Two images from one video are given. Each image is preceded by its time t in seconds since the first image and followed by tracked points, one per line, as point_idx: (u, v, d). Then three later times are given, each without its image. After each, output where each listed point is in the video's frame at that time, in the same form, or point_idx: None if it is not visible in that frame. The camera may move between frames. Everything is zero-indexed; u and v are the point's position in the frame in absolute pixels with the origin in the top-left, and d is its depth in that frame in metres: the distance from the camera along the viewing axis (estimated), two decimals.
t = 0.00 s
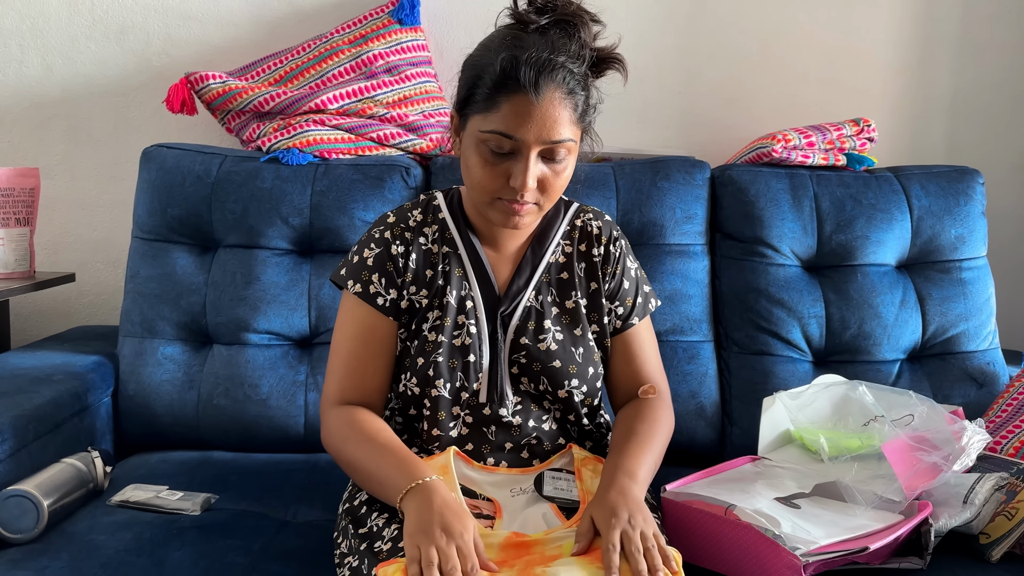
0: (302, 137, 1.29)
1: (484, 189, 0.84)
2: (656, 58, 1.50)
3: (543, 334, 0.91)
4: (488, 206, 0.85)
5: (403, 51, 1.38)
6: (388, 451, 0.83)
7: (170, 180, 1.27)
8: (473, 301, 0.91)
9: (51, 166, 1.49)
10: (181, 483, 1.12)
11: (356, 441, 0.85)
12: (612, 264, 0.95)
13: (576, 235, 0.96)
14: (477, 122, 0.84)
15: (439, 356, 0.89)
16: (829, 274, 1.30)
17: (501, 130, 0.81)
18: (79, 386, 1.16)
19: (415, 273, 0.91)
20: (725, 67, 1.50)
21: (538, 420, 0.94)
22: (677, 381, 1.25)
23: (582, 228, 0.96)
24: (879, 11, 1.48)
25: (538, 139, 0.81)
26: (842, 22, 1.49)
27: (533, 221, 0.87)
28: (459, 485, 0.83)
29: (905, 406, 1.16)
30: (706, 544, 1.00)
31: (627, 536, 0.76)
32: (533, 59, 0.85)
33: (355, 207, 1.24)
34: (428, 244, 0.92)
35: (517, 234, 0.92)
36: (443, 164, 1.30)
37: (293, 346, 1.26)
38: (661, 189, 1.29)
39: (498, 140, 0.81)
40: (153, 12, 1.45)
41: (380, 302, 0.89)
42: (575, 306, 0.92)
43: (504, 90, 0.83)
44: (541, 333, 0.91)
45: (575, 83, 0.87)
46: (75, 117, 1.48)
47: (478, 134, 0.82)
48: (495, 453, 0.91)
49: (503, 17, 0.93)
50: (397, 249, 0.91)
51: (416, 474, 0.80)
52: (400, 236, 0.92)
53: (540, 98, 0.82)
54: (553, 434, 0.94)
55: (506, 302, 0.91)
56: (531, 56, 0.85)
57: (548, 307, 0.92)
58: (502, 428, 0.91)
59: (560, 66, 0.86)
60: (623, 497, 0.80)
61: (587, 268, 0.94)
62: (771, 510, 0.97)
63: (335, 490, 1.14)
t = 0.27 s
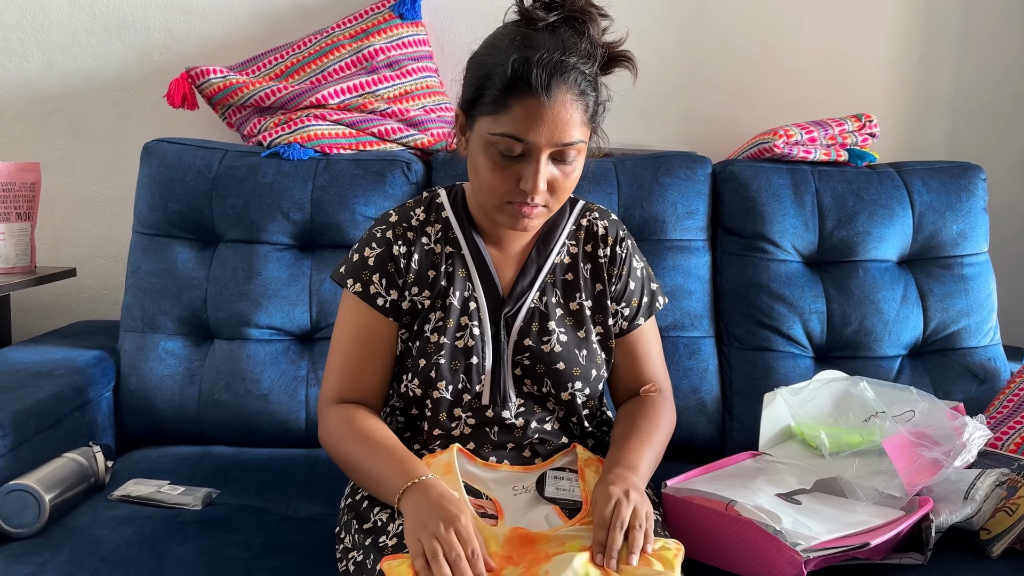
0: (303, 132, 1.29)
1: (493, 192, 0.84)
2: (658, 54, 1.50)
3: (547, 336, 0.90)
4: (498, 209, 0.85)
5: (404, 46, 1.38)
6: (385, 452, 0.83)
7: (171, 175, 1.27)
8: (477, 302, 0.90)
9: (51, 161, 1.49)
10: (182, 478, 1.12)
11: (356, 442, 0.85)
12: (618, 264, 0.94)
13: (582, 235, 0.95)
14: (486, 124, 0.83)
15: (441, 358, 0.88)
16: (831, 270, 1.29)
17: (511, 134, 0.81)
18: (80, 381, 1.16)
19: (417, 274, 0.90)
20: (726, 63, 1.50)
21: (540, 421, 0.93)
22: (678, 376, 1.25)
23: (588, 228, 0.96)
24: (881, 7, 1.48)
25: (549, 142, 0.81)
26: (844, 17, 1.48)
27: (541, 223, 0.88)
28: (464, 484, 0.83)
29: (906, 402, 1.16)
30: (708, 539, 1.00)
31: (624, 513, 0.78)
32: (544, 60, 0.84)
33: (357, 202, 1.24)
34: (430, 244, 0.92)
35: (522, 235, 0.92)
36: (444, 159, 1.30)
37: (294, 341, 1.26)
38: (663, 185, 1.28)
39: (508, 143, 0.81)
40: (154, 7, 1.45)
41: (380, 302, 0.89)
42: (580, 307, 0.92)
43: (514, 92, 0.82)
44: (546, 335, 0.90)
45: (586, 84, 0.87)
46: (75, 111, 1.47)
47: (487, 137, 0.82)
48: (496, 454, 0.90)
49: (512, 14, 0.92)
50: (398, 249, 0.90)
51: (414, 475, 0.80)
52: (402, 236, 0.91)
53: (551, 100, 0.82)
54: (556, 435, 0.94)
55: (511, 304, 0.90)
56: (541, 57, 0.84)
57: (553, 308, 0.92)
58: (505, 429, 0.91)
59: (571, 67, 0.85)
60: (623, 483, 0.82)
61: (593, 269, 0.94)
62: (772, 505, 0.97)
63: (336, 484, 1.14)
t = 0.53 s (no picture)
0: (305, 122, 1.29)
1: (496, 178, 0.84)
2: (661, 43, 1.49)
3: (548, 323, 0.90)
4: (500, 195, 0.85)
5: (406, 35, 1.37)
6: (391, 442, 0.83)
7: (172, 165, 1.26)
8: (478, 288, 0.90)
9: (53, 151, 1.49)
10: (185, 466, 1.13)
11: (364, 430, 0.85)
12: (618, 252, 0.94)
13: (584, 222, 0.95)
14: (489, 110, 0.83)
15: (443, 344, 0.88)
16: (833, 260, 1.29)
17: (514, 119, 0.80)
18: (83, 370, 1.16)
19: (418, 260, 0.90)
20: (729, 52, 1.49)
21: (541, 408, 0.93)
22: (679, 366, 1.26)
23: (589, 215, 0.96)
24: None
25: (552, 127, 0.81)
26: (848, 7, 1.48)
27: (543, 210, 0.88)
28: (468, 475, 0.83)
29: (908, 392, 1.16)
30: (707, 528, 1.00)
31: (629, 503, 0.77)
32: (548, 45, 0.84)
33: (358, 192, 1.24)
34: (432, 231, 0.92)
35: (524, 221, 0.92)
36: (446, 149, 1.30)
37: (296, 331, 1.26)
38: (665, 175, 1.28)
39: (511, 129, 0.81)
40: None
41: (385, 289, 0.89)
42: (581, 294, 0.92)
43: (517, 77, 0.82)
44: (547, 322, 0.90)
45: (589, 70, 0.86)
46: (76, 101, 1.47)
47: (490, 122, 0.82)
48: (497, 440, 0.90)
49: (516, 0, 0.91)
50: (401, 235, 0.91)
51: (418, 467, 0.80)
52: (404, 222, 0.92)
53: (555, 86, 0.81)
54: (557, 422, 0.94)
55: (512, 291, 0.90)
56: (545, 42, 0.84)
57: (553, 294, 0.92)
58: (506, 416, 0.91)
59: (574, 53, 0.85)
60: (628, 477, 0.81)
61: (594, 256, 0.94)
62: (773, 494, 0.98)
63: (339, 473, 1.14)
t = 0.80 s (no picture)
0: (306, 105, 1.29)
1: (497, 160, 0.84)
2: (664, 27, 1.48)
3: (549, 303, 0.90)
4: (500, 177, 0.85)
5: (407, 18, 1.36)
6: (378, 421, 0.84)
7: (174, 148, 1.26)
8: (479, 269, 0.90)
9: (54, 135, 1.49)
10: (188, 448, 1.13)
11: (352, 407, 0.85)
12: (619, 234, 0.94)
13: (584, 205, 0.95)
14: (490, 94, 0.83)
15: (443, 323, 0.89)
16: (834, 245, 1.29)
17: (515, 104, 0.80)
18: (86, 353, 1.17)
19: (418, 241, 0.90)
20: (732, 36, 1.49)
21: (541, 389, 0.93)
22: (681, 350, 1.26)
23: (590, 197, 0.96)
24: None
25: (552, 112, 0.80)
26: None
27: (543, 191, 0.88)
28: (469, 453, 0.83)
29: (908, 375, 1.17)
30: (705, 509, 1.00)
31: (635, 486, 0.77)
32: (549, 29, 0.83)
33: (360, 175, 1.24)
34: (433, 212, 0.92)
35: (525, 203, 0.92)
36: (448, 133, 1.30)
37: (299, 314, 1.27)
38: (667, 159, 1.28)
39: (512, 113, 0.81)
40: None
41: (383, 269, 0.89)
42: (582, 275, 0.92)
43: (519, 62, 0.81)
44: (547, 302, 0.91)
45: (591, 55, 0.85)
46: (78, 85, 1.47)
47: (491, 106, 0.82)
48: (498, 420, 0.91)
49: None
50: (401, 216, 0.91)
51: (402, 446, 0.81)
52: (405, 204, 0.92)
53: (556, 71, 0.81)
54: (558, 403, 0.94)
55: (512, 272, 0.90)
56: (547, 26, 0.83)
57: (554, 276, 0.92)
58: (507, 396, 0.91)
59: (576, 38, 0.84)
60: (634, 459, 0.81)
61: (595, 239, 0.94)
62: (774, 474, 0.98)
63: (342, 455, 1.15)
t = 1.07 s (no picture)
0: (307, 85, 1.28)
1: (497, 139, 0.84)
2: (666, 8, 1.48)
3: (549, 279, 0.91)
4: (501, 155, 0.85)
5: None
6: (373, 402, 0.80)
7: (174, 129, 1.26)
8: (480, 245, 0.90)
9: (55, 117, 1.49)
10: (191, 428, 1.13)
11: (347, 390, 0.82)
12: (617, 212, 0.94)
13: (583, 182, 0.95)
14: (490, 74, 0.82)
15: (446, 298, 0.89)
16: (836, 226, 1.29)
17: (515, 85, 0.79)
18: (88, 332, 1.17)
19: (421, 217, 0.91)
20: (734, 17, 1.48)
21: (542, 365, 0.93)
22: (682, 331, 1.26)
23: (589, 175, 0.95)
24: None
25: (552, 93, 0.80)
26: None
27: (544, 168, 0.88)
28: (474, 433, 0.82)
29: (909, 355, 1.17)
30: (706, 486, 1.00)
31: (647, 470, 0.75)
32: (548, 9, 0.81)
33: (361, 156, 1.24)
34: (435, 189, 0.92)
35: (524, 180, 0.92)
36: (449, 113, 1.29)
37: (300, 295, 1.27)
38: (669, 140, 1.28)
39: (512, 94, 0.80)
40: None
41: (388, 245, 0.89)
42: (580, 251, 0.92)
43: (518, 44, 0.80)
44: (548, 278, 0.91)
45: (590, 34, 0.84)
46: (78, 66, 1.46)
47: (491, 86, 0.81)
48: (500, 395, 0.91)
49: None
50: (404, 192, 0.91)
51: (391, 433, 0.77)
52: (407, 180, 0.92)
53: (555, 51, 0.79)
54: (559, 380, 0.94)
55: (513, 248, 0.90)
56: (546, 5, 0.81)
57: (554, 252, 0.92)
58: (508, 371, 0.91)
59: (575, 18, 0.82)
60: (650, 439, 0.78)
61: (593, 216, 0.94)
62: (774, 453, 0.99)
63: (344, 435, 1.15)
